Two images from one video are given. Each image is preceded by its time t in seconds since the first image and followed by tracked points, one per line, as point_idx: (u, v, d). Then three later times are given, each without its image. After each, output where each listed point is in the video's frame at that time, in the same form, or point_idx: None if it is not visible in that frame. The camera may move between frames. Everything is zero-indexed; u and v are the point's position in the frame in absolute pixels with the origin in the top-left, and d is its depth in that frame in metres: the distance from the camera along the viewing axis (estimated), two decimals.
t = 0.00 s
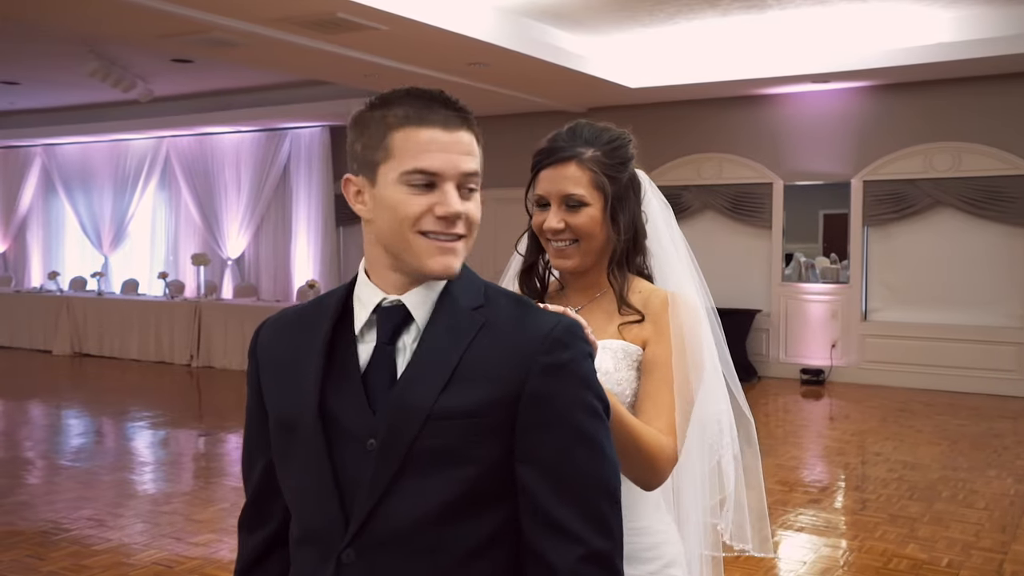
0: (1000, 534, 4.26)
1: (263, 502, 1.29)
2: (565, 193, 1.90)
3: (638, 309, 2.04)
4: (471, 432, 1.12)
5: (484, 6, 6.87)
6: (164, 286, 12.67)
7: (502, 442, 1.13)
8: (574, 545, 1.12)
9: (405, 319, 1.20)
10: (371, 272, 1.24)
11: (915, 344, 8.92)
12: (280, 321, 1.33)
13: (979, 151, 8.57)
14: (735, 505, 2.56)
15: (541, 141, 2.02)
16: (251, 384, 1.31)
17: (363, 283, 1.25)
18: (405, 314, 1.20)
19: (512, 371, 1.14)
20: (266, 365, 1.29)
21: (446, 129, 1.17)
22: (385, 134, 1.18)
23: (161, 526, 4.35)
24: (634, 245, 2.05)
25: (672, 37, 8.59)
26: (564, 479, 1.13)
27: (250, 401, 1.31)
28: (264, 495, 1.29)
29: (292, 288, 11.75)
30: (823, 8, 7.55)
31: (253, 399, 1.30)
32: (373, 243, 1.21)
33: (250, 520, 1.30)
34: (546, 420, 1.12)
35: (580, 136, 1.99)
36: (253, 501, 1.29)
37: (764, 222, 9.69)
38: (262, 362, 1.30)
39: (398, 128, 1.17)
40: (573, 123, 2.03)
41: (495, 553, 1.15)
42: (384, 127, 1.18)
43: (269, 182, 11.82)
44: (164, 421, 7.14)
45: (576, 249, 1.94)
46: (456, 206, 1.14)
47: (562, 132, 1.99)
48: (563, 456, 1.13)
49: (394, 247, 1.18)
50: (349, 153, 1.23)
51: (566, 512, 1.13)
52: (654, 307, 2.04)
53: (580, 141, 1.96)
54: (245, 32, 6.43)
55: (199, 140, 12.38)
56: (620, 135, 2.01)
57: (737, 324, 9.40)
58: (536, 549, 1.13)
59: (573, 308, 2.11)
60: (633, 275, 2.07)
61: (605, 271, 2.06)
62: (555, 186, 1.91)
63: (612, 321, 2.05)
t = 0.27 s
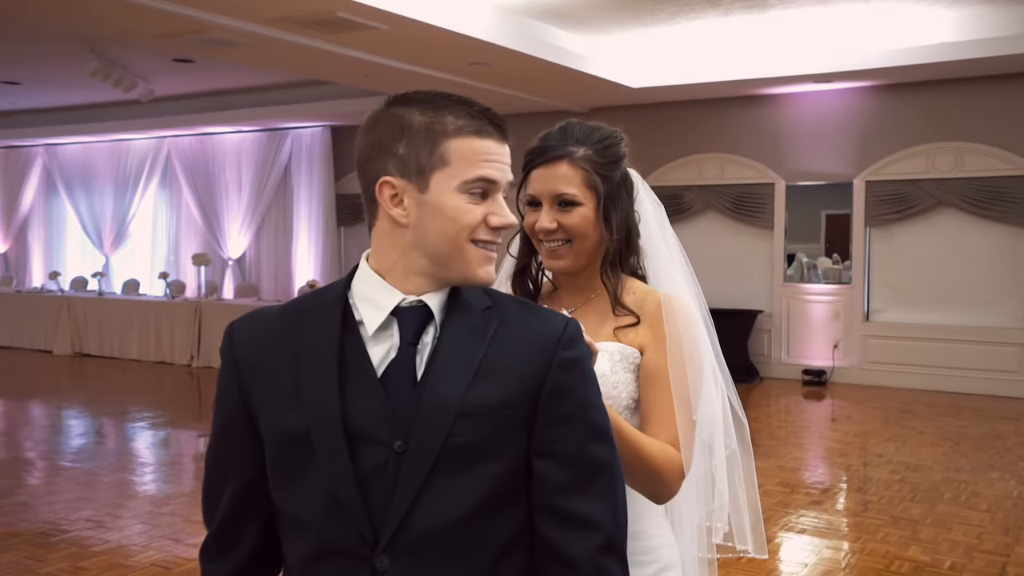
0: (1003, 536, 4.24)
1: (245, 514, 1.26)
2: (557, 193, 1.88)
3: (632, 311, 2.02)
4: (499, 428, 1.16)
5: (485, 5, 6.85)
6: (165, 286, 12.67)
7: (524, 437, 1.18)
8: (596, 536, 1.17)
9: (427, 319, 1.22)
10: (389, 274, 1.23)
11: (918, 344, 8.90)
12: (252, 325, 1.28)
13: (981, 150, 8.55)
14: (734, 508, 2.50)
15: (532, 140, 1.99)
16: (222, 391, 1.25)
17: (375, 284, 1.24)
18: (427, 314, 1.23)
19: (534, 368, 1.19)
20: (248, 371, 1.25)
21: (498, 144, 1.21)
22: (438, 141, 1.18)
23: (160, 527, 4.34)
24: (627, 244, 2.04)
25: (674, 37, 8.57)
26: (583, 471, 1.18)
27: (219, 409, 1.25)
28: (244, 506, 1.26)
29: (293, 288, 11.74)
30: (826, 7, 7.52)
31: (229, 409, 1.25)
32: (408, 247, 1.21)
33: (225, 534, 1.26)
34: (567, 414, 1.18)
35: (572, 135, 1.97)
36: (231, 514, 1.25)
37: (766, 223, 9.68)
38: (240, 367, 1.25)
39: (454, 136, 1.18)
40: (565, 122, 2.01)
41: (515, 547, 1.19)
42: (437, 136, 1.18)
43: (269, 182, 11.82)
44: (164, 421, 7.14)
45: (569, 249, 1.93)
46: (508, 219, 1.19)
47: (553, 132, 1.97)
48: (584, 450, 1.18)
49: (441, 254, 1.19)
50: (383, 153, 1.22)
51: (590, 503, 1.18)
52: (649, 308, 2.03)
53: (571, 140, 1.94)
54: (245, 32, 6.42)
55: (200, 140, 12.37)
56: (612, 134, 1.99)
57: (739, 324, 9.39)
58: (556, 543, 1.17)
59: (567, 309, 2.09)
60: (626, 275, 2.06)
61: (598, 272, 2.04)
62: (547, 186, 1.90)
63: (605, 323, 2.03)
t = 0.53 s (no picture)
0: (1005, 538, 4.22)
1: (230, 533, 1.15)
2: (551, 191, 1.87)
3: (625, 311, 2.01)
4: (517, 424, 1.19)
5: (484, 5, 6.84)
6: (165, 286, 12.66)
7: (533, 433, 1.21)
8: (601, 525, 1.23)
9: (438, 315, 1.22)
10: (401, 273, 1.21)
11: (918, 345, 8.88)
12: (236, 325, 1.18)
13: (982, 151, 8.53)
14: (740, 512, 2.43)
15: (524, 139, 1.98)
16: (213, 398, 1.14)
17: (383, 282, 1.20)
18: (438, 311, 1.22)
19: (537, 365, 1.23)
20: (247, 375, 1.15)
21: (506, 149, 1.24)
22: (464, 143, 1.19)
23: (158, 528, 4.33)
24: (620, 244, 2.03)
25: (674, 37, 8.56)
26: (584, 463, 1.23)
27: (211, 417, 1.13)
28: (233, 521, 1.16)
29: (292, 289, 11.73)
30: (826, 7, 7.50)
31: (223, 418, 1.13)
32: (425, 246, 1.20)
33: (211, 554, 1.15)
34: (569, 409, 1.22)
35: (565, 134, 1.96)
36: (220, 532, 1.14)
37: (766, 223, 9.66)
38: (234, 369, 1.15)
39: (475, 139, 1.20)
40: (558, 121, 2.00)
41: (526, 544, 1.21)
42: (462, 138, 1.19)
43: (270, 182, 11.81)
44: (164, 421, 7.14)
45: (562, 249, 1.92)
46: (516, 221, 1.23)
47: (546, 130, 1.96)
48: (585, 444, 1.23)
49: (462, 255, 1.19)
50: (401, 152, 1.19)
51: (590, 493, 1.22)
52: (641, 307, 2.01)
53: (564, 139, 1.93)
54: (244, 32, 6.41)
55: (200, 140, 12.37)
56: (605, 133, 1.98)
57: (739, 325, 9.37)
58: (566, 537, 1.20)
59: (559, 311, 2.09)
60: (620, 276, 2.05)
61: (592, 272, 2.03)
62: (541, 184, 1.88)
63: (599, 325, 2.03)
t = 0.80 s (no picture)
0: (1005, 539, 4.21)
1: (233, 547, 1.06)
2: (545, 191, 1.85)
3: (618, 313, 1.99)
4: (515, 419, 1.22)
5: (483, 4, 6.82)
6: (163, 287, 12.63)
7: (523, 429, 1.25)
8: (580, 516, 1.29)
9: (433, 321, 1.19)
10: (398, 270, 1.17)
11: (917, 345, 8.87)
12: (230, 325, 1.09)
13: (983, 151, 8.51)
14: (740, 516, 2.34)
15: (518, 138, 1.97)
16: (220, 401, 1.04)
17: (379, 280, 1.16)
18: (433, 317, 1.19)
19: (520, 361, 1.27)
20: (255, 375, 1.07)
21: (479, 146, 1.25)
22: (460, 141, 1.18)
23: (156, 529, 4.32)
24: (614, 244, 2.01)
25: (674, 36, 8.55)
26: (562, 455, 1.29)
27: (219, 421, 1.05)
28: (237, 535, 1.07)
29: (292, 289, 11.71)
30: (826, 6, 7.49)
31: (232, 422, 1.04)
32: (421, 244, 1.17)
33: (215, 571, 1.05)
34: (547, 405, 1.28)
35: (558, 133, 1.94)
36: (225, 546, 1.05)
37: (766, 223, 9.65)
38: (240, 369, 1.06)
39: (467, 136, 1.19)
40: (552, 120, 1.98)
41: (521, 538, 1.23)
42: (458, 137, 1.18)
43: (269, 182, 11.81)
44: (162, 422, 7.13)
45: (556, 250, 1.91)
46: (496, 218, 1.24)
47: (539, 129, 1.94)
48: (562, 439, 1.29)
49: (459, 254, 1.18)
50: (400, 148, 1.16)
51: (571, 486, 1.28)
52: (633, 309, 1.99)
53: (559, 138, 1.92)
54: (243, 31, 6.39)
55: (199, 140, 12.35)
56: (600, 132, 1.96)
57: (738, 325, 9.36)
58: (557, 529, 1.25)
59: (551, 311, 2.08)
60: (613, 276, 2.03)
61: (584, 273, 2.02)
62: (535, 184, 1.87)
63: (591, 326, 2.01)
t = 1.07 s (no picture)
0: (1005, 540, 4.19)
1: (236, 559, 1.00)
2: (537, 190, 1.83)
3: (609, 312, 1.98)
4: (501, 420, 1.23)
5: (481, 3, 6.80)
6: (162, 286, 12.61)
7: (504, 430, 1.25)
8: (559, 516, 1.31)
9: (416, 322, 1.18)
10: (381, 269, 1.14)
11: (917, 344, 8.85)
12: (218, 326, 1.04)
13: (983, 151, 8.49)
14: (733, 517, 2.27)
15: (508, 137, 1.95)
16: (220, 402, 0.99)
17: (360, 279, 1.13)
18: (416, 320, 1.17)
19: (496, 363, 1.28)
20: (253, 375, 1.02)
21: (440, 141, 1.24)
22: (436, 137, 1.16)
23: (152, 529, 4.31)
24: (606, 244, 2.00)
25: (673, 35, 8.53)
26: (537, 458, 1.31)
27: (221, 423, 0.99)
28: (238, 544, 1.01)
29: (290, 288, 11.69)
30: (825, 5, 7.47)
31: (235, 423, 0.99)
32: (403, 241, 1.14)
33: None
34: (521, 408, 1.30)
35: (549, 132, 1.93)
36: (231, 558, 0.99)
37: (766, 223, 9.63)
38: (237, 369, 1.02)
39: (441, 132, 1.18)
40: (542, 118, 1.96)
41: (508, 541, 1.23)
42: (435, 132, 1.16)
43: (268, 181, 11.79)
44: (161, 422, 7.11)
45: (548, 249, 1.88)
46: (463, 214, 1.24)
47: (530, 128, 1.92)
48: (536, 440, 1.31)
49: (439, 251, 1.17)
50: (381, 143, 1.13)
51: (548, 486, 1.30)
52: (625, 308, 1.98)
53: (550, 136, 1.90)
54: (241, 30, 6.37)
55: (197, 140, 12.33)
56: (591, 130, 1.95)
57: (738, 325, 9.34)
58: (542, 527, 1.26)
59: (544, 311, 2.05)
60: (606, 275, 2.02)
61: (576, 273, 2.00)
62: (526, 183, 1.85)
63: (584, 325, 1.99)
